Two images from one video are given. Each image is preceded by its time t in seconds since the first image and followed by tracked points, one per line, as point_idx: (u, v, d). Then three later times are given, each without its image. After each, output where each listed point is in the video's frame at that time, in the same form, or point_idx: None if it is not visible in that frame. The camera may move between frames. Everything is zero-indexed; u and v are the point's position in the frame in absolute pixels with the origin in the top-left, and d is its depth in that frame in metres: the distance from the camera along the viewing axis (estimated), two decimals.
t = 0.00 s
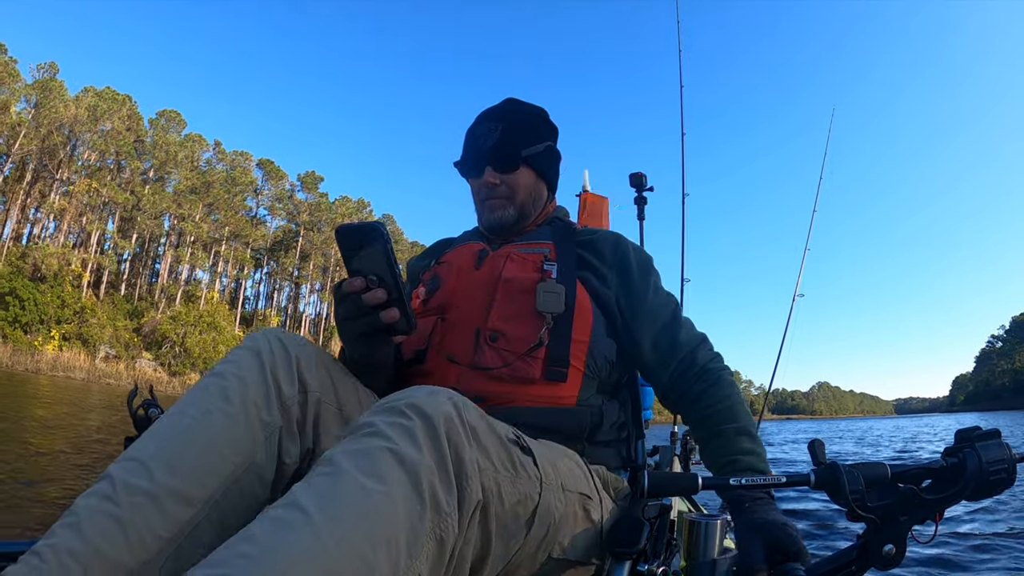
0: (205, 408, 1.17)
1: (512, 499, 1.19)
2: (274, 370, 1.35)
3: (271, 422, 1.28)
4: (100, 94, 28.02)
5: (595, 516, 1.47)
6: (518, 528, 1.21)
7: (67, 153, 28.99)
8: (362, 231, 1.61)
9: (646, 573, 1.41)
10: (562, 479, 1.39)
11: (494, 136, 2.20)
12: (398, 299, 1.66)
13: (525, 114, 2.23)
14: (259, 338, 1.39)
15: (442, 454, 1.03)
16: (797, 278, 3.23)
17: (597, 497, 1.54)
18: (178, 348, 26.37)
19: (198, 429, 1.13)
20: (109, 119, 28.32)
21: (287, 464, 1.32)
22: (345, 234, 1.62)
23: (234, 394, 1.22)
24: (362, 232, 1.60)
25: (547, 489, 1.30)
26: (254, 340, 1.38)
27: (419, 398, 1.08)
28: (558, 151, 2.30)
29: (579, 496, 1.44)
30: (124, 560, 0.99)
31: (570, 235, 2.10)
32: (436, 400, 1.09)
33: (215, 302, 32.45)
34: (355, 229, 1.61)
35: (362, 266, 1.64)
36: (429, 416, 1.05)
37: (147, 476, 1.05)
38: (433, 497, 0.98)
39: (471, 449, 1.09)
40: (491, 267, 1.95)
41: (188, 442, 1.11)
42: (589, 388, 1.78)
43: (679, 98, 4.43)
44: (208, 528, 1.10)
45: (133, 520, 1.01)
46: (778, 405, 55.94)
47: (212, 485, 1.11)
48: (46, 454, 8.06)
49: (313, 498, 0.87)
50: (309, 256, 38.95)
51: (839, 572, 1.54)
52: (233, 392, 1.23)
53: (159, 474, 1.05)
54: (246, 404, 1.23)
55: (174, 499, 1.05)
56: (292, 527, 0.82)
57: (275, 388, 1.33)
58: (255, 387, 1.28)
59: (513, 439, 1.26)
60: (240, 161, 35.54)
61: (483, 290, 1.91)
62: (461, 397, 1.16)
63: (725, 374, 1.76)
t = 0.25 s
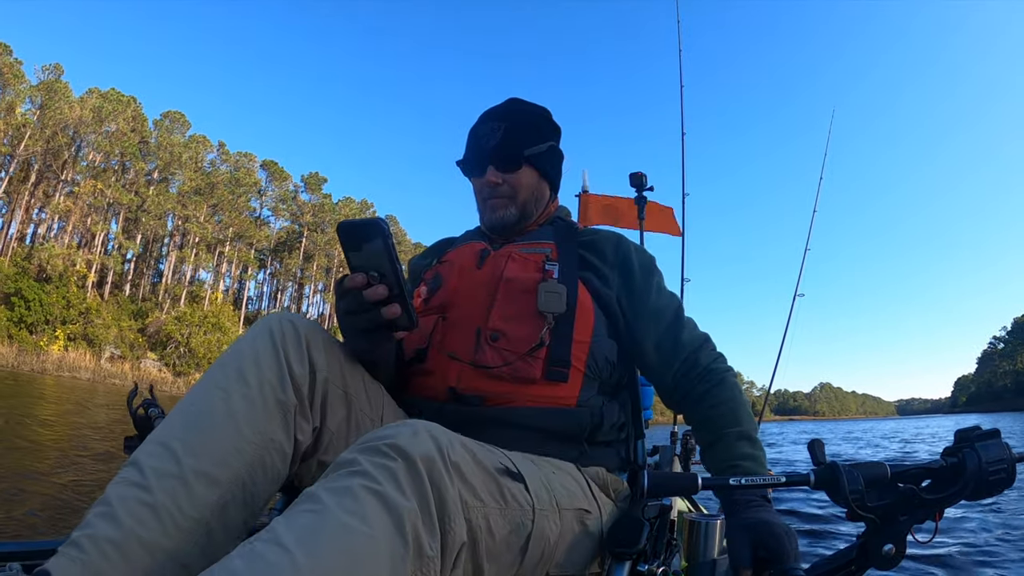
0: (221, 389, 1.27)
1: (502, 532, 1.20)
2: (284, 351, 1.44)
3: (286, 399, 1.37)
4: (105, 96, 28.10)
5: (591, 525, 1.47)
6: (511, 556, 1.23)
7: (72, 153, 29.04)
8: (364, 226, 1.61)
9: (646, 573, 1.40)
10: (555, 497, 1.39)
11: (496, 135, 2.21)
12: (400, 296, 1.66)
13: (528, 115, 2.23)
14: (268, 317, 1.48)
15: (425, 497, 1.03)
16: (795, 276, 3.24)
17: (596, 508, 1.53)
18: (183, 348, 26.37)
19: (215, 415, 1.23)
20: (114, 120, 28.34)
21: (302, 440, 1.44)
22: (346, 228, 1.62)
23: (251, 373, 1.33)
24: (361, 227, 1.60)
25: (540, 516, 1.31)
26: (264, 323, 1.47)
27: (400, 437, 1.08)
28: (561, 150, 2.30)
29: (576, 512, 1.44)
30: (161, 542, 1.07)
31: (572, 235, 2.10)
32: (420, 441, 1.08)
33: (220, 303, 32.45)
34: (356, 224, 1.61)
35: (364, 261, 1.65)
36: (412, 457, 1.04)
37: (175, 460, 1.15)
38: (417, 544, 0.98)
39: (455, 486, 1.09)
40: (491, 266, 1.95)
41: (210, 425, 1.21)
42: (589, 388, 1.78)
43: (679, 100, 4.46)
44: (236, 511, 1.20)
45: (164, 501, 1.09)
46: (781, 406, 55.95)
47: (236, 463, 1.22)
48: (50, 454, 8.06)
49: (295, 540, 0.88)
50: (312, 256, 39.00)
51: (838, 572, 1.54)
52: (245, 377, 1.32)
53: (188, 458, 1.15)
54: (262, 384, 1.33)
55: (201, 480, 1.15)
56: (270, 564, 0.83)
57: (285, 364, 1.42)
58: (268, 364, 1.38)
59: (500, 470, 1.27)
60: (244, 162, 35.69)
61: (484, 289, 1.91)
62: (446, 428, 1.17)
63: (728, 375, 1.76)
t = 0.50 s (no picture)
0: (227, 385, 1.26)
1: (491, 545, 1.20)
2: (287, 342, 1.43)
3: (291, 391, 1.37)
4: (109, 96, 28.24)
5: (588, 530, 1.47)
6: (505, 563, 1.23)
7: (75, 154, 29.11)
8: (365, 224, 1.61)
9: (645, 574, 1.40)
10: (549, 506, 1.39)
11: (498, 135, 2.20)
12: (400, 294, 1.66)
13: (530, 115, 2.23)
14: (269, 313, 1.49)
15: (408, 515, 1.03)
16: (796, 276, 3.24)
17: (593, 509, 1.53)
18: (187, 348, 26.31)
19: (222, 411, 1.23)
20: (117, 120, 28.62)
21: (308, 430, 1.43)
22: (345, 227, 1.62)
23: (256, 366, 1.33)
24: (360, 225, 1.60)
25: (531, 526, 1.31)
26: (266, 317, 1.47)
27: (383, 457, 1.06)
28: (562, 150, 2.30)
29: (572, 519, 1.44)
30: (175, 536, 1.08)
31: (574, 236, 2.10)
32: (402, 459, 1.06)
33: (222, 303, 32.39)
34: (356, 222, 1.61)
35: (363, 259, 1.65)
36: (392, 474, 1.04)
37: (187, 454, 1.14)
38: (402, 560, 0.98)
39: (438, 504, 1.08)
40: (492, 267, 1.95)
41: (217, 419, 1.21)
42: (589, 388, 1.78)
43: (680, 101, 4.47)
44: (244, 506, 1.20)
45: (179, 500, 1.10)
46: (782, 406, 55.95)
47: (245, 457, 1.23)
48: (54, 454, 8.07)
49: (279, 560, 0.87)
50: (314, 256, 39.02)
51: (837, 571, 1.54)
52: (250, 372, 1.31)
53: (200, 452, 1.16)
54: (268, 377, 1.33)
55: (212, 473, 1.16)
56: None
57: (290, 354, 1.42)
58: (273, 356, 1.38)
59: (487, 484, 1.26)
60: (247, 162, 35.76)
61: (484, 288, 1.91)
62: (426, 443, 1.16)
63: (729, 377, 1.76)
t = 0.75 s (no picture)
0: (201, 408, 1.22)
1: (503, 511, 1.20)
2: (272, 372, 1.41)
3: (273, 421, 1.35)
4: (110, 97, 28.42)
5: (590, 521, 1.48)
6: (511, 534, 1.23)
7: (76, 153, 29.19)
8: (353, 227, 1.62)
9: (645, 573, 1.40)
10: (556, 487, 1.41)
11: (496, 136, 2.20)
12: (393, 295, 1.69)
13: (528, 114, 2.24)
14: (254, 334, 1.46)
15: (427, 464, 1.04)
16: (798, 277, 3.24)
17: (594, 501, 1.55)
18: (188, 348, 26.29)
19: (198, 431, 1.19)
20: (119, 120, 28.84)
21: (288, 456, 1.38)
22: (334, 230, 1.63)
23: (235, 388, 1.30)
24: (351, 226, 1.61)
25: (539, 498, 1.32)
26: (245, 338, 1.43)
27: (404, 408, 1.08)
28: (560, 150, 2.31)
29: (574, 502, 1.45)
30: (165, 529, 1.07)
31: (574, 235, 2.10)
32: (422, 409, 1.08)
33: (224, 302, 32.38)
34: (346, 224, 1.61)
35: (356, 262, 1.65)
36: (412, 423, 1.06)
37: (156, 474, 1.10)
38: (419, 511, 0.99)
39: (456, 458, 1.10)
40: (491, 267, 1.96)
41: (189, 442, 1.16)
42: (590, 388, 1.78)
43: (680, 102, 4.47)
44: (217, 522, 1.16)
45: (141, 519, 1.05)
46: (781, 406, 56.03)
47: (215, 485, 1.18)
48: (56, 453, 8.07)
49: (300, 507, 0.87)
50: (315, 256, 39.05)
51: (837, 572, 1.54)
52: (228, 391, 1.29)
53: (169, 473, 1.11)
54: (247, 400, 1.31)
55: (180, 496, 1.11)
56: (268, 532, 0.82)
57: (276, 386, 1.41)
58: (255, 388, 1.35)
59: (500, 449, 1.27)
60: (247, 163, 35.81)
61: (484, 289, 1.92)
62: (447, 404, 1.17)
63: (727, 378, 1.76)
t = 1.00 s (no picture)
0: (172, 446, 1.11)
1: (521, 461, 1.22)
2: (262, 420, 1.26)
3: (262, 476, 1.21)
4: (111, 96, 28.59)
5: (594, 508, 1.50)
6: (524, 489, 1.24)
7: (77, 152, 29.23)
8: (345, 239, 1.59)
9: (646, 573, 1.40)
10: (564, 463, 1.43)
11: (489, 137, 2.21)
12: (390, 306, 1.67)
13: (521, 114, 2.23)
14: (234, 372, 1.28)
15: (453, 406, 1.06)
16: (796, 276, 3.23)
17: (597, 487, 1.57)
18: (189, 347, 26.25)
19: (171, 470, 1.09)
20: (120, 120, 28.92)
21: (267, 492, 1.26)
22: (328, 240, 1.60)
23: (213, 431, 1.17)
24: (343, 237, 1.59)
25: (551, 461, 1.33)
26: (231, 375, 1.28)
27: (429, 355, 1.09)
28: (555, 149, 2.31)
29: (581, 481, 1.48)
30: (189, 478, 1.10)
31: (572, 235, 2.11)
32: (449, 358, 1.10)
33: (224, 301, 32.36)
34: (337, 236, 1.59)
35: (350, 272, 1.65)
36: (440, 369, 1.07)
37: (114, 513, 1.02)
38: (446, 449, 1.01)
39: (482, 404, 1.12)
40: (490, 270, 1.96)
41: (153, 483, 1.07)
42: (591, 389, 1.79)
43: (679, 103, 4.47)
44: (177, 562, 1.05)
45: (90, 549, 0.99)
46: (779, 405, 56.17)
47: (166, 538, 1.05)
48: (57, 452, 8.09)
49: (331, 454, 0.90)
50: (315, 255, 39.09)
51: (838, 572, 1.54)
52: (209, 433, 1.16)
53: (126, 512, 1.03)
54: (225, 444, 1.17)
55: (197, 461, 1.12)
56: (299, 485, 0.85)
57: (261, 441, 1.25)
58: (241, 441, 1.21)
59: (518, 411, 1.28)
60: (248, 162, 35.85)
61: (483, 291, 1.92)
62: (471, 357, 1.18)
63: (726, 379, 1.76)
